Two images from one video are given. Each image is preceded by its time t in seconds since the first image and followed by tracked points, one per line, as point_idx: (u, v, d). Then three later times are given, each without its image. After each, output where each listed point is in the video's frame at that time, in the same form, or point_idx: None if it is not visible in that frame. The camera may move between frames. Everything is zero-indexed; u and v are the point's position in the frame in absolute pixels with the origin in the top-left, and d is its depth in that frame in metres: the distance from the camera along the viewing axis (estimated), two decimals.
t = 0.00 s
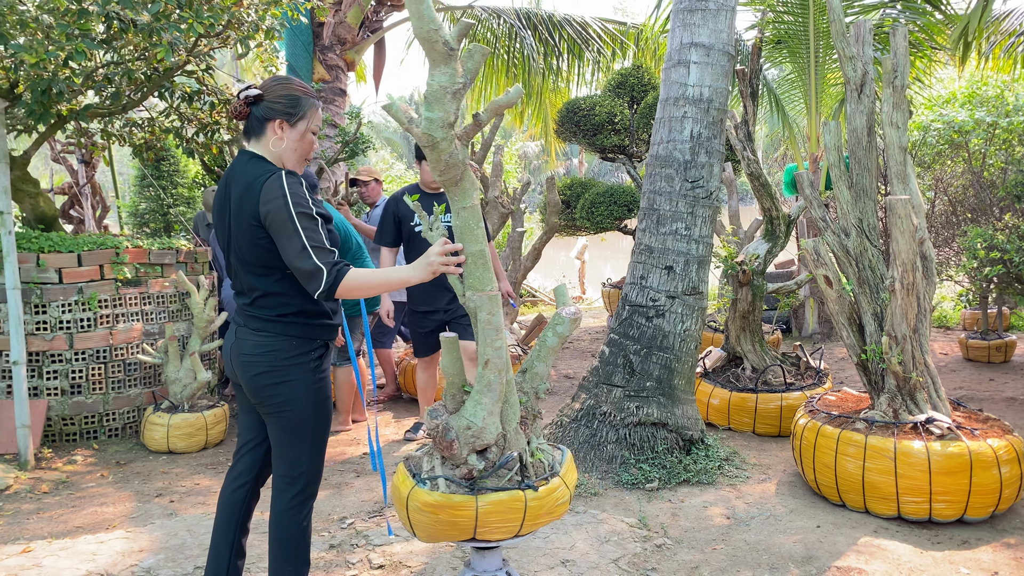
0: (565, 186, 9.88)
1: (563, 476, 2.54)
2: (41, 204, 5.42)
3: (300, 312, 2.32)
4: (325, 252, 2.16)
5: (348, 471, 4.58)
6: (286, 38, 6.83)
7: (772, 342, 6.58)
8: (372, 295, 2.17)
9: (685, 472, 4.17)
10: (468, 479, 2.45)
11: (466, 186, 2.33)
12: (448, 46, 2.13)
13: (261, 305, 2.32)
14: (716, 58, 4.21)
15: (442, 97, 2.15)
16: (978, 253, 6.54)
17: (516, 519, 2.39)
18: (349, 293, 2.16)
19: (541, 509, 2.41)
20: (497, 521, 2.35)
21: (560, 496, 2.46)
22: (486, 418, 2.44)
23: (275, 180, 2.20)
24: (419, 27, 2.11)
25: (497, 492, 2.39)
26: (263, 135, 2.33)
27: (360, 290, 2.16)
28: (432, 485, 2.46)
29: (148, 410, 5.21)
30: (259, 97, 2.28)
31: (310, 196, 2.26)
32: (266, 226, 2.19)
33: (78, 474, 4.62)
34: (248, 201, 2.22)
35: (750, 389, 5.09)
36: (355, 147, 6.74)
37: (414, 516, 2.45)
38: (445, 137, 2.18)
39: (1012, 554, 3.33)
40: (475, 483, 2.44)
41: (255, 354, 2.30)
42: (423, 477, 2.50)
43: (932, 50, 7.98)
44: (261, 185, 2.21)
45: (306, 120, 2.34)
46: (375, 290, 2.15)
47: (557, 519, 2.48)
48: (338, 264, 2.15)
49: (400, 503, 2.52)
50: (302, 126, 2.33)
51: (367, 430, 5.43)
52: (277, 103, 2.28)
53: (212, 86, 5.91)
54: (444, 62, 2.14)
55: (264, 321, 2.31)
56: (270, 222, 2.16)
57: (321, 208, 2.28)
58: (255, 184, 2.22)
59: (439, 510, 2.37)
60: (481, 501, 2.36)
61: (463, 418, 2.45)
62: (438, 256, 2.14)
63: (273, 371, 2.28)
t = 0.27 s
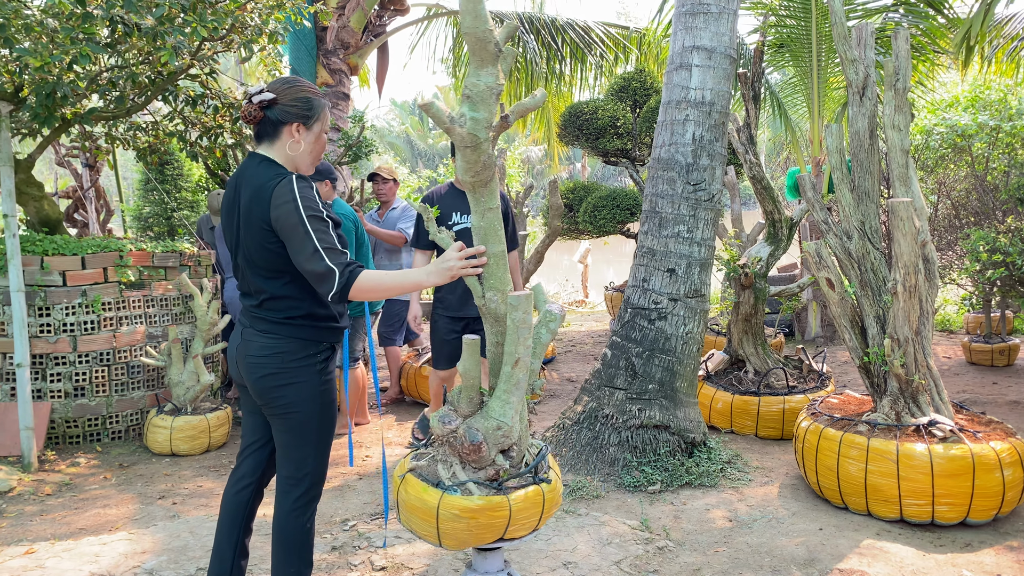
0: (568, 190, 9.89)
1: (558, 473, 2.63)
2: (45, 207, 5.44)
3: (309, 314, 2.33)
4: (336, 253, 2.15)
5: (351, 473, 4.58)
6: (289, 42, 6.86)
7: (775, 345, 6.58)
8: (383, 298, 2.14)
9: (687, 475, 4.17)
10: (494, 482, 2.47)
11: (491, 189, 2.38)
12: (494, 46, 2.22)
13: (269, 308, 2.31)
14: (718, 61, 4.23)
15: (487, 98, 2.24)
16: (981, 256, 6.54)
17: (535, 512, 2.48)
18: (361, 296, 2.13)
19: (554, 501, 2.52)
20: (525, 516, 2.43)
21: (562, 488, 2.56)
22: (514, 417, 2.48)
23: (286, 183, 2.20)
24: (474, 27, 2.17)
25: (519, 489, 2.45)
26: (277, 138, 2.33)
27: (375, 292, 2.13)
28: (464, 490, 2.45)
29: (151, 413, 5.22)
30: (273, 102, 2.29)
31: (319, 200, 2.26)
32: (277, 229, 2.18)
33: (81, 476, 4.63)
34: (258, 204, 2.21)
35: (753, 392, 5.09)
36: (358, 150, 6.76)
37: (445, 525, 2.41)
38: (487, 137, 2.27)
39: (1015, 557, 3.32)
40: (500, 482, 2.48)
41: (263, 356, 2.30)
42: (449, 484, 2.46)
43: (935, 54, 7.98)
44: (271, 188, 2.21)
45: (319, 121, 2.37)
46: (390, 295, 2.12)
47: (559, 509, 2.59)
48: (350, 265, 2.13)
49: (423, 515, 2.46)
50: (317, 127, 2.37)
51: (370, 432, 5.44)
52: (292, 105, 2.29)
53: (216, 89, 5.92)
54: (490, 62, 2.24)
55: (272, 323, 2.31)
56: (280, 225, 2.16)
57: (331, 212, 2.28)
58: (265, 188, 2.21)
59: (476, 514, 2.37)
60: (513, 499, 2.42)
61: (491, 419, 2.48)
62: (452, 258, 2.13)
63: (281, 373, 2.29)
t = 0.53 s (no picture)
0: (570, 194, 9.88)
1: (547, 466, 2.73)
2: (46, 212, 5.45)
3: (318, 322, 2.33)
4: (358, 263, 2.16)
5: (351, 478, 4.58)
6: (291, 47, 6.87)
7: (776, 350, 6.57)
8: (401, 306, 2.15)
9: (688, 480, 4.16)
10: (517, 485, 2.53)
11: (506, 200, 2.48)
12: (538, 56, 2.37)
13: (279, 314, 2.30)
14: (718, 66, 4.23)
15: (528, 104, 2.38)
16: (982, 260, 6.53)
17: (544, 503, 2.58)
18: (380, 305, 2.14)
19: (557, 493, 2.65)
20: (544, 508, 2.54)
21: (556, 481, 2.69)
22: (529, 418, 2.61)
23: (310, 192, 2.20)
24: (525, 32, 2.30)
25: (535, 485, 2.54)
26: (304, 145, 2.37)
27: (393, 301, 2.13)
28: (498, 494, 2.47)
29: (152, 417, 5.22)
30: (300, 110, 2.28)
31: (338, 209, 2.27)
32: (299, 237, 2.18)
33: (82, 481, 4.63)
34: (279, 210, 2.21)
35: (754, 397, 5.08)
36: (360, 155, 6.76)
37: (484, 534, 2.42)
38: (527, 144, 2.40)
39: (1017, 563, 3.31)
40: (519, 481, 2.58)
41: (270, 363, 2.29)
42: (481, 492, 2.46)
43: (936, 58, 7.99)
44: (295, 195, 2.20)
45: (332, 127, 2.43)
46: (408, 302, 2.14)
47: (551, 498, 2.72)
48: (371, 273, 2.14)
49: (456, 527, 2.42)
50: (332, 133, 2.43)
51: (371, 437, 5.43)
52: (314, 111, 2.33)
53: (218, 94, 5.93)
54: (533, 70, 2.38)
55: (282, 329, 2.30)
56: (304, 233, 2.16)
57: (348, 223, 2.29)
58: (288, 196, 2.21)
59: (515, 517, 2.42)
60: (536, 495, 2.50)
61: (514, 422, 2.59)
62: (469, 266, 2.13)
63: (288, 380, 2.29)
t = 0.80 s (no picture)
0: (570, 199, 9.89)
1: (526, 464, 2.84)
2: (48, 216, 5.45)
3: (324, 330, 2.34)
4: (374, 271, 2.19)
5: (352, 483, 4.58)
6: (292, 52, 6.89)
7: (777, 354, 6.57)
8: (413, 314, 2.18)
9: (688, 485, 4.16)
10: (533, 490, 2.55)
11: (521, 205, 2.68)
12: (568, 66, 2.61)
13: (287, 321, 2.30)
14: (718, 71, 4.24)
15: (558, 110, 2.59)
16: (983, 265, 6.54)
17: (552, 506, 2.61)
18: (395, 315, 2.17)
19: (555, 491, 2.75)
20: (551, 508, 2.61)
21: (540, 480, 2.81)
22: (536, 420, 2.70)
23: (329, 201, 2.21)
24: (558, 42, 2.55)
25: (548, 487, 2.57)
26: (315, 153, 2.37)
27: (406, 310, 2.16)
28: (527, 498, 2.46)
29: (153, 422, 5.22)
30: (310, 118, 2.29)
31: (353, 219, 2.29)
32: (316, 245, 2.19)
33: (83, 485, 4.63)
34: (297, 218, 2.21)
35: (755, 402, 5.08)
36: (361, 160, 6.77)
37: (521, 535, 2.40)
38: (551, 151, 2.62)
39: (1018, 568, 3.30)
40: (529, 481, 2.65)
41: (276, 369, 2.29)
42: (513, 495, 2.45)
43: (937, 63, 7.99)
44: (313, 203, 2.21)
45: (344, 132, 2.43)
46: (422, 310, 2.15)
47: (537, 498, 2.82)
48: (387, 281, 2.17)
49: (496, 533, 2.37)
50: (343, 140, 2.42)
51: (372, 441, 5.44)
52: (322, 120, 2.32)
53: (219, 99, 5.95)
54: (563, 80, 2.60)
55: (288, 336, 2.30)
56: (323, 241, 2.17)
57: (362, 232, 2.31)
58: (307, 204, 2.21)
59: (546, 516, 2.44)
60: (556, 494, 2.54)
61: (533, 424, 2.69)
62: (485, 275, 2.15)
63: (293, 387, 2.29)
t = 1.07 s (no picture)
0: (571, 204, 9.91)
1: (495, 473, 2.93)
2: (50, 222, 5.47)
3: (317, 334, 2.34)
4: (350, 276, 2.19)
5: (352, 488, 4.58)
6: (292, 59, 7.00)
7: (777, 359, 6.58)
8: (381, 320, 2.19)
9: (688, 490, 4.16)
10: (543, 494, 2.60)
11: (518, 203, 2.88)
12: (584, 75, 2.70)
13: (280, 325, 2.31)
14: (717, 77, 4.26)
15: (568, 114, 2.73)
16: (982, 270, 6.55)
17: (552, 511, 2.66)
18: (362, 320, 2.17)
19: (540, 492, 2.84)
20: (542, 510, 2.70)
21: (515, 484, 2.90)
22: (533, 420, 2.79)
23: (313, 201, 2.22)
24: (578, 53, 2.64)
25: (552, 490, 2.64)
26: (289, 157, 2.39)
27: (376, 318, 2.17)
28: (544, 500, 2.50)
29: (154, 427, 5.23)
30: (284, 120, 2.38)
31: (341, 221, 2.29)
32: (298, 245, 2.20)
33: (84, 490, 4.64)
34: (282, 220, 2.23)
35: (754, 407, 5.08)
36: (362, 165, 6.78)
37: (547, 534, 2.43)
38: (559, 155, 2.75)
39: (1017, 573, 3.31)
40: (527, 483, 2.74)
41: (272, 372, 2.31)
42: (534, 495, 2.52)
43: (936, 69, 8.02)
44: (299, 204, 2.23)
45: (331, 136, 2.39)
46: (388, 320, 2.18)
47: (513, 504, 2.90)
48: (354, 291, 2.17)
49: (524, 535, 2.39)
50: (328, 143, 2.39)
51: (372, 446, 5.44)
52: (301, 123, 2.34)
53: (221, 104, 5.97)
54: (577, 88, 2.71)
55: (283, 339, 2.32)
56: (302, 243, 2.18)
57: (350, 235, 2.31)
58: (292, 205, 2.23)
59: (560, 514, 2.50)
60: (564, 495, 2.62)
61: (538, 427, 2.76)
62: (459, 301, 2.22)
63: (287, 391, 2.30)
